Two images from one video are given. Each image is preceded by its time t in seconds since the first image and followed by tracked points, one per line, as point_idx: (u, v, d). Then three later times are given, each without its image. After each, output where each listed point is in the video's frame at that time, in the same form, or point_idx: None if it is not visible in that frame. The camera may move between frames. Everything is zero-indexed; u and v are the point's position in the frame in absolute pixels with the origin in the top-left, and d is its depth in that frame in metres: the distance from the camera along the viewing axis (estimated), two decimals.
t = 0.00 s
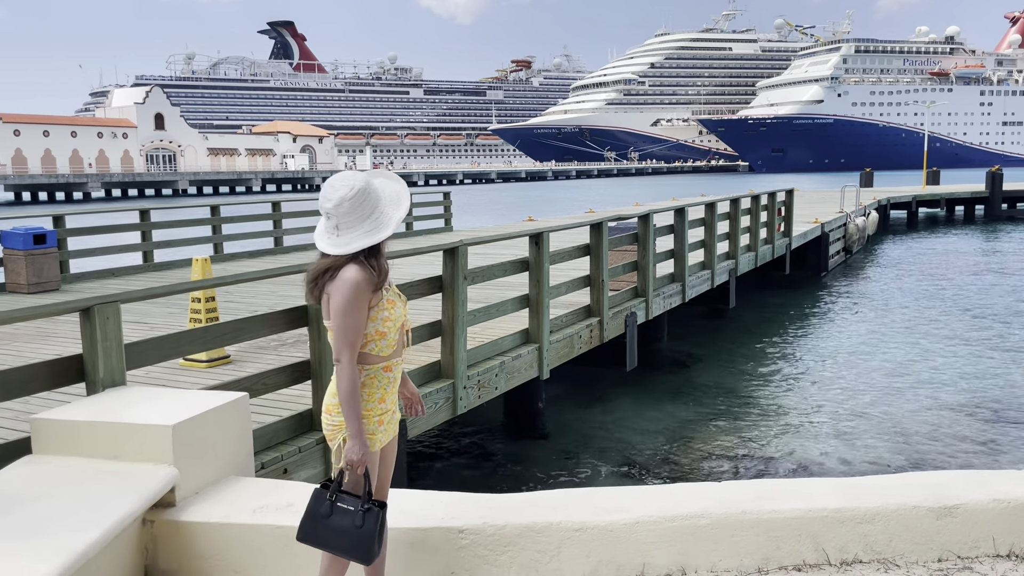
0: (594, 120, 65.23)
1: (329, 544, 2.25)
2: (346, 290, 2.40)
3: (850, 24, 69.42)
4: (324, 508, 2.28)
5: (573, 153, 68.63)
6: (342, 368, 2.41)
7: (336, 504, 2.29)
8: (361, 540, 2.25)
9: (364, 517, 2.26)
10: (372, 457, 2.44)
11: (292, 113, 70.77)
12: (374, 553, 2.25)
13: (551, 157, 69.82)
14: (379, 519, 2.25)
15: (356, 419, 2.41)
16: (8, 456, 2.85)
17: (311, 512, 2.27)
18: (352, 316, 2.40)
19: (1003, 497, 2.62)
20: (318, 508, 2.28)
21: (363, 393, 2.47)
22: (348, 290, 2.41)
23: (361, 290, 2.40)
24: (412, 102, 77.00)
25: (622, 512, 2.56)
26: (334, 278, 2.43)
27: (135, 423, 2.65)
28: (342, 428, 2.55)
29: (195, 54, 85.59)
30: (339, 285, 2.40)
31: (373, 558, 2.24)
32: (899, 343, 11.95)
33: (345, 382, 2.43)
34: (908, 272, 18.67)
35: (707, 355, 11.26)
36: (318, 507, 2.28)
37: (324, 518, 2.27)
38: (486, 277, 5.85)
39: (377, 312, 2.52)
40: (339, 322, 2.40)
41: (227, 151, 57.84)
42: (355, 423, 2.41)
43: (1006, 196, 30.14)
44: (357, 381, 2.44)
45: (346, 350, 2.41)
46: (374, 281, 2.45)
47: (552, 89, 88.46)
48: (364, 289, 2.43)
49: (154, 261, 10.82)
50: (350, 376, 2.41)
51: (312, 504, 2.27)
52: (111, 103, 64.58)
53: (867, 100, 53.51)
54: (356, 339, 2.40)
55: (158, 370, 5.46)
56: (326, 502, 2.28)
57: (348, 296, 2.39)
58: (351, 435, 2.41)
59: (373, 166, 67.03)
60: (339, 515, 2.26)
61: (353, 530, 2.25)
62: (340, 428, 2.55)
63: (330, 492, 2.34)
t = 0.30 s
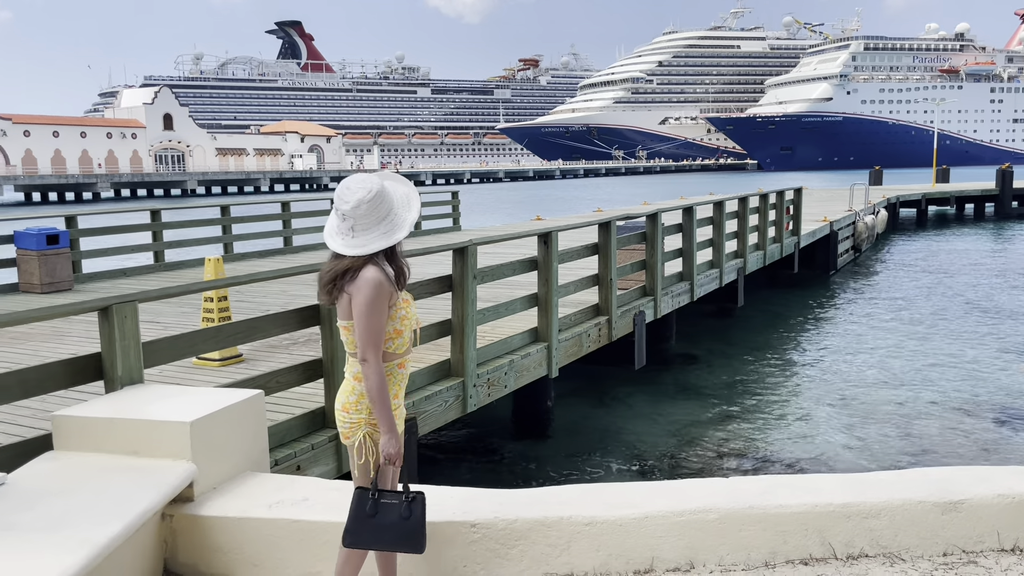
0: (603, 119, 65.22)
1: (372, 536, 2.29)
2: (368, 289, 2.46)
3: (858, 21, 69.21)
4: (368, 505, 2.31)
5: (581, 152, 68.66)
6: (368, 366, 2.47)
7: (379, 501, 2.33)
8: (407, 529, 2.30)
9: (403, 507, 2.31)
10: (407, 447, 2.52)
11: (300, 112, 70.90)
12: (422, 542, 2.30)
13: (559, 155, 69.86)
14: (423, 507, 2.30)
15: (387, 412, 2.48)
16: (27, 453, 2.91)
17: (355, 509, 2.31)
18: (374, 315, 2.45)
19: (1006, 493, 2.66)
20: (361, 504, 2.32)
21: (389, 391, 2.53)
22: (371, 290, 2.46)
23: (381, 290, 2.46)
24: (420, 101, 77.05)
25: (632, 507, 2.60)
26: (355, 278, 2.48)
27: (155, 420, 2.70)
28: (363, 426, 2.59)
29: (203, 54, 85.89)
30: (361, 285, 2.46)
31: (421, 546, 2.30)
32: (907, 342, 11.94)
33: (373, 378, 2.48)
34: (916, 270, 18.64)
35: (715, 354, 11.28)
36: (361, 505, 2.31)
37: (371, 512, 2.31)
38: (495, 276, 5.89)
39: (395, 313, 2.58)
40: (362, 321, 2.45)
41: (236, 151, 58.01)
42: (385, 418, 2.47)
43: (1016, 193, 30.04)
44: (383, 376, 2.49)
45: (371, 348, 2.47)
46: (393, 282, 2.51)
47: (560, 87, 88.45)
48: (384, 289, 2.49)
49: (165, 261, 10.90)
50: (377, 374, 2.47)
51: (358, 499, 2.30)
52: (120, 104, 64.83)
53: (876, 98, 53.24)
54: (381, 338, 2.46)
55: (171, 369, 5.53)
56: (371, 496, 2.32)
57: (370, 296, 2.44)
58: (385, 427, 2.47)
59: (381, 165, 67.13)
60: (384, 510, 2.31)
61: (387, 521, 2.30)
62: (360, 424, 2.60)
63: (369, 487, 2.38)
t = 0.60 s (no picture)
0: (610, 118, 65.20)
1: (423, 522, 2.34)
2: (390, 290, 2.49)
3: (866, 20, 69.00)
4: (421, 497, 2.36)
5: (589, 152, 68.71)
6: (397, 363, 2.51)
7: (432, 494, 2.37)
8: (465, 513, 2.36)
9: (449, 495, 2.37)
10: (443, 440, 2.56)
11: (309, 114, 71.06)
12: (481, 523, 2.37)
13: (567, 155, 69.91)
14: (476, 490, 2.37)
15: (422, 408, 2.52)
16: (55, 454, 2.95)
17: (411, 503, 2.35)
18: (398, 313, 2.49)
19: (1020, 490, 2.68)
20: (414, 496, 2.37)
21: (419, 387, 2.58)
22: (391, 291, 2.49)
23: (402, 290, 2.50)
24: (428, 102, 77.12)
25: (652, 504, 2.64)
26: (376, 279, 2.52)
27: (181, 419, 2.76)
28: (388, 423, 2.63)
29: (213, 56, 86.22)
30: (382, 285, 2.50)
31: (481, 525, 2.37)
32: (917, 340, 11.91)
33: (403, 375, 2.52)
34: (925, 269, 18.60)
35: (725, 353, 11.28)
36: (414, 498, 2.36)
37: (426, 503, 2.35)
38: (510, 276, 5.95)
39: (417, 312, 2.63)
40: (386, 321, 2.50)
41: (246, 153, 58.12)
42: (421, 412, 2.52)
43: None
44: (412, 373, 2.54)
45: (398, 345, 2.51)
46: (413, 282, 2.55)
47: (567, 87, 88.46)
48: (403, 288, 2.51)
49: (180, 262, 10.99)
50: (406, 370, 2.52)
51: (412, 490, 2.35)
52: (131, 106, 65.12)
53: (884, 96, 52.88)
54: (406, 336, 2.51)
55: (190, 369, 5.59)
56: (421, 488, 2.37)
57: (393, 297, 2.48)
58: (422, 422, 2.52)
59: (390, 166, 67.25)
60: (438, 499, 2.36)
61: (433, 510, 2.35)
62: (385, 422, 2.62)
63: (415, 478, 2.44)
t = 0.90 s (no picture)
0: (613, 119, 65.21)
1: (435, 523, 2.35)
2: (405, 295, 2.48)
3: (870, 20, 68.91)
4: (432, 497, 2.38)
5: (591, 152, 68.66)
6: (414, 366, 2.49)
7: (442, 495, 2.38)
8: (475, 518, 2.37)
9: (462, 498, 2.38)
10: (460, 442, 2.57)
11: (311, 116, 71.09)
12: (490, 527, 2.37)
13: (569, 156, 69.93)
14: (490, 493, 2.37)
15: (439, 411, 2.52)
16: (81, 457, 2.99)
17: (422, 505, 2.37)
18: (415, 317, 2.48)
19: None
20: (426, 497, 2.39)
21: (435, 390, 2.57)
22: (408, 294, 2.47)
23: (419, 294, 2.48)
24: (430, 103, 77.13)
25: (675, 506, 2.66)
26: (395, 283, 2.50)
27: (206, 422, 2.77)
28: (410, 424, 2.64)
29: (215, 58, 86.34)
30: (399, 289, 2.48)
31: (491, 530, 2.38)
32: (926, 341, 11.88)
33: (420, 378, 2.51)
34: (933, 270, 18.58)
35: (734, 355, 11.30)
36: (427, 498, 2.38)
37: (438, 504, 2.37)
38: (522, 279, 5.97)
39: (436, 314, 2.60)
40: (403, 324, 2.48)
41: (248, 155, 58.01)
42: (438, 414, 2.51)
43: None
44: (430, 377, 2.52)
45: (415, 348, 2.50)
46: (431, 284, 2.53)
47: (569, 88, 88.49)
48: (420, 291, 2.49)
49: (187, 266, 11.00)
50: (423, 373, 2.51)
51: (424, 491, 2.37)
52: (133, 108, 65.22)
53: (888, 96, 52.86)
54: (423, 340, 2.49)
55: (203, 373, 5.58)
56: (434, 486, 2.39)
57: (409, 301, 2.47)
58: (441, 425, 2.52)
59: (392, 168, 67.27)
60: (450, 501, 2.37)
61: (446, 512, 2.36)
62: (406, 424, 2.64)
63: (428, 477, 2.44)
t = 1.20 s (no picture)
0: (610, 121, 65.28)
1: (411, 528, 2.36)
2: (422, 296, 2.52)
3: (866, 22, 69.10)
4: (411, 500, 2.39)
5: (589, 155, 68.68)
6: (423, 368, 2.51)
7: (423, 496, 2.39)
8: (448, 527, 2.34)
9: (446, 506, 2.37)
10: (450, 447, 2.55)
11: (308, 119, 71.06)
12: (460, 540, 2.34)
13: (566, 159, 70.00)
14: (465, 508, 2.35)
15: (439, 415, 2.53)
16: (103, 457, 3.02)
17: (399, 502, 2.39)
18: (430, 320, 2.52)
19: None
20: (405, 497, 2.40)
21: (440, 392, 2.58)
22: (425, 296, 2.52)
23: (434, 297, 2.52)
24: (427, 106, 77.14)
25: (690, 502, 2.70)
26: (413, 284, 2.55)
27: (228, 423, 2.81)
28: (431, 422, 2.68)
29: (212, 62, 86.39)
30: (416, 292, 2.52)
31: (462, 545, 2.34)
32: (924, 342, 11.95)
33: (427, 381, 2.53)
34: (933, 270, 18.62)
35: (735, 356, 11.34)
36: (405, 499, 2.39)
37: (416, 505, 2.38)
38: (528, 280, 6.02)
39: (453, 315, 2.63)
40: (417, 327, 2.52)
41: (245, 159, 57.85)
42: (436, 416, 2.51)
43: None
44: (436, 378, 2.54)
45: (426, 350, 2.53)
46: (448, 286, 2.57)
47: (567, 91, 88.61)
48: (438, 293, 2.54)
49: (190, 269, 11.01)
50: (431, 375, 2.53)
51: (405, 491, 2.38)
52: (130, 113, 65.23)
53: (885, 98, 52.92)
54: (436, 341, 2.52)
55: (212, 375, 5.59)
56: (416, 487, 2.41)
57: (425, 302, 2.51)
58: (434, 429, 2.51)
59: (389, 171, 67.28)
60: (427, 506, 2.37)
61: (424, 515, 2.37)
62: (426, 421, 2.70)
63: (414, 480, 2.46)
